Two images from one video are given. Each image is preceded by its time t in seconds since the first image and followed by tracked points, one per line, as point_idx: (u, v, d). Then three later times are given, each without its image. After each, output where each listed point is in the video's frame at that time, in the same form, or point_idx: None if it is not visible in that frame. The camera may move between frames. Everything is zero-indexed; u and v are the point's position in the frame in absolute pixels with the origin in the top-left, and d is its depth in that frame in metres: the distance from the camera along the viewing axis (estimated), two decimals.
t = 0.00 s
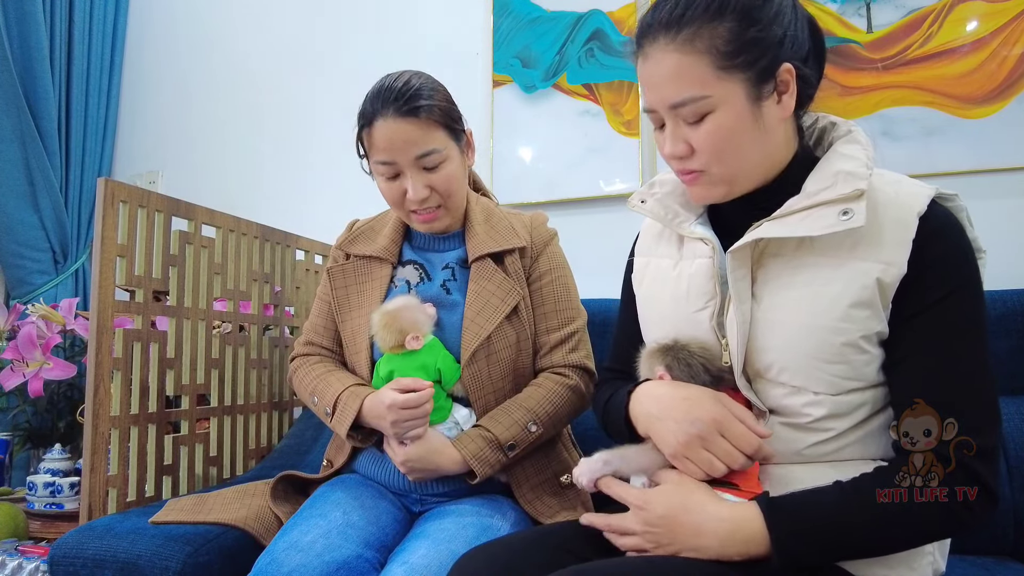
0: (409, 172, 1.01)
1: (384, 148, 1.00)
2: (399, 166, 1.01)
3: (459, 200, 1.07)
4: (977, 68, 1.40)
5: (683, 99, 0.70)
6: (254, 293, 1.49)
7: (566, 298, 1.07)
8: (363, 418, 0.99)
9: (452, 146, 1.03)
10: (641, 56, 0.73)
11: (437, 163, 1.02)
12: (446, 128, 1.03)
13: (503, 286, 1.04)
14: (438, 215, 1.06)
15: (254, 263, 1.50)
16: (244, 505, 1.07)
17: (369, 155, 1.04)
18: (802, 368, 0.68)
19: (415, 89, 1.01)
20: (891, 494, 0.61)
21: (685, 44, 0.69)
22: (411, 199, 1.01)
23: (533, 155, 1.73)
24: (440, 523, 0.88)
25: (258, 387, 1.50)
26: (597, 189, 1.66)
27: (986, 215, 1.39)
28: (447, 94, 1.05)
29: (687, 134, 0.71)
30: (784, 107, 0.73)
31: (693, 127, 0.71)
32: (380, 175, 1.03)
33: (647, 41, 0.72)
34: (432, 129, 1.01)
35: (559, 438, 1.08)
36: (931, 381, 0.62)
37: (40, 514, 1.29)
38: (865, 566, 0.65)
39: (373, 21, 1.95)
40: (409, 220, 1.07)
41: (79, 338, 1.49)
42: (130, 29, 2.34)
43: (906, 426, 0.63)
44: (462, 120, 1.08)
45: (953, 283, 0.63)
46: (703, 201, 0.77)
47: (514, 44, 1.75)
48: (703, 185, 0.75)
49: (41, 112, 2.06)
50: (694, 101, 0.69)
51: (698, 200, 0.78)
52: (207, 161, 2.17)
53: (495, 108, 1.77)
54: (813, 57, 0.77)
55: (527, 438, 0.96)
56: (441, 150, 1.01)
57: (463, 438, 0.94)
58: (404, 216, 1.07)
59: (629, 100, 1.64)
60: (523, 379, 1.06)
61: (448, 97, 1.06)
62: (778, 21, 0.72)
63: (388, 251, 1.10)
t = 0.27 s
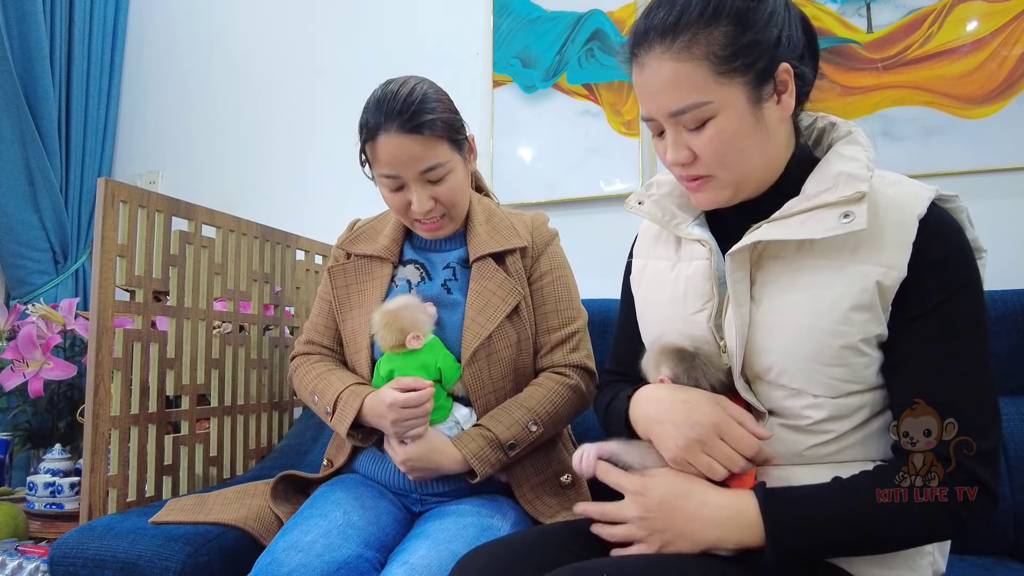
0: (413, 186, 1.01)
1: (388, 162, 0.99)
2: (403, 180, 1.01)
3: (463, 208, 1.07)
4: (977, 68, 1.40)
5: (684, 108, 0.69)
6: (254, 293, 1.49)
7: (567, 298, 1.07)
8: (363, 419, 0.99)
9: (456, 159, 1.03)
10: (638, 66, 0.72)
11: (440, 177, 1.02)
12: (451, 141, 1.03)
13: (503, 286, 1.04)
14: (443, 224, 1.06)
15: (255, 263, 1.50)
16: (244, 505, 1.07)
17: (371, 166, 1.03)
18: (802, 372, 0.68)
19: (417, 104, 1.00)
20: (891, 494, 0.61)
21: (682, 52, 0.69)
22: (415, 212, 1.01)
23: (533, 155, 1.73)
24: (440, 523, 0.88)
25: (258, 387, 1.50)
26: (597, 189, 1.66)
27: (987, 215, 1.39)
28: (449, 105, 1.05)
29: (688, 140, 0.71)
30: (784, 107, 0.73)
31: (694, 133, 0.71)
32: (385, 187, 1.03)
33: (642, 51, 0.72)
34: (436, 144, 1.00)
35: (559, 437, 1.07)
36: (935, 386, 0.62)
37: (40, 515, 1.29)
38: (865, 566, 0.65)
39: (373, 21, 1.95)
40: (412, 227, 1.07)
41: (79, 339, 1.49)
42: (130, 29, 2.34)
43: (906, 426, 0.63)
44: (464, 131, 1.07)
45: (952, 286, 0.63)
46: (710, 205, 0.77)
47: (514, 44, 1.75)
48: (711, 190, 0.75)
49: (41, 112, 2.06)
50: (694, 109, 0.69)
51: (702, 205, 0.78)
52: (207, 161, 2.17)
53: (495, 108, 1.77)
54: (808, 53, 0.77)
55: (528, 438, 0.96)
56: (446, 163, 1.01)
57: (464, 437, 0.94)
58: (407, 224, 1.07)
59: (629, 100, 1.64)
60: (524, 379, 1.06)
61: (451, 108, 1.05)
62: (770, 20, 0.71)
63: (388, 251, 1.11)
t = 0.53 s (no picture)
0: (415, 182, 1.01)
1: (390, 158, 1.00)
2: (405, 176, 1.01)
3: (464, 206, 1.07)
4: (977, 68, 1.40)
5: (687, 117, 0.69)
6: (254, 293, 1.49)
7: (568, 298, 1.06)
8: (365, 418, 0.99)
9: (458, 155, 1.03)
10: (634, 78, 0.72)
11: (443, 173, 1.02)
12: (453, 137, 1.03)
13: (504, 286, 1.04)
14: (443, 222, 1.06)
15: (255, 263, 1.50)
16: (244, 505, 1.07)
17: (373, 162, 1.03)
18: (801, 370, 0.68)
19: (420, 98, 1.00)
20: (891, 494, 0.60)
21: (678, 63, 0.69)
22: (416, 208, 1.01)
23: (533, 155, 1.73)
24: (440, 523, 0.88)
25: (258, 387, 1.50)
26: (597, 189, 1.66)
27: (986, 215, 1.39)
28: (452, 100, 1.04)
29: (691, 149, 0.71)
30: (782, 106, 0.73)
31: (696, 142, 0.71)
32: (385, 183, 1.03)
33: (637, 62, 0.72)
34: (438, 139, 1.00)
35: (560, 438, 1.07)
36: (932, 381, 0.62)
37: (40, 515, 1.29)
38: (866, 566, 0.65)
39: (373, 21, 1.95)
40: (413, 225, 1.07)
41: (79, 338, 1.49)
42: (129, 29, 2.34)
43: (907, 425, 0.63)
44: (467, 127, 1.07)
45: (949, 283, 0.63)
46: (716, 211, 0.76)
47: (514, 44, 1.75)
48: (719, 195, 0.74)
49: (41, 112, 2.06)
50: (696, 119, 0.69)
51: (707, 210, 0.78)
52: (207, 161, 2.17)
53: (495, 108, 1.77)
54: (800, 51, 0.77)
55: (528, 438, 0.96)
56: (447, 159, 1.01)
57: (465, 438, 0.94)
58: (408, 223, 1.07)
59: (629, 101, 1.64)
60: (524, 379, 1.05)
61: (453, 103, 1.05)
62: (763, 25, 0.71)
63: (388, 250, 1.11)
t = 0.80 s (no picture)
0: (424, 152, 1.02)
1: (399, 128, 1.01)
2: (413, 145, 1.01)
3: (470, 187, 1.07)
4: (977, 68, 1.40)
5: (693, 117, 0.69)
6: (254, 293, 1.49)
7: (567, 298, 1.07)
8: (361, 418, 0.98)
9: (465, 129, 1.05)
10: (635, 81, 0.72)
11: (451, 143, 1.03)
12: (458, 112, 1.05)
13: (503, 286, 1.03)
14: (448, 202, 1.05)
15: (254, 263, 1.50)
16: (244, 505, 1.07)
17: (378, 139, 1.04)
18: (798, 366, 0.67)
19: (428, 73, 1.03)
20: (891, 494, 0.61)
21: (680, 64, 0.69)
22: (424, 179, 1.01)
23: (533, 155, 1.73)
24: (441, 523, 0.88)
25: (258, 387, 1.50)
26: (597, 189, 1.66)
27: (987, 215, 1.39)
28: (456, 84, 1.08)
29: (695, 150, 0.71)
30: (783, 106, 0.73)
31: (700, 142, 0.71)
32: (392, 158, 1.03)
33: (639, 66, 0.72)
34: (446, 108, 1.02)
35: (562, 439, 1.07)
36: (925, 375, 0.62)
37: (41, 515, 1.29)
38: (868, 566, 0.64)
39: (373, 21, 1.95)
40: (417, 210, 1.06)
41: (79, 338, 1.49)
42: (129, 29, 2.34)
43: (906, 426, 0.62)
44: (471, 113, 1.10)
45: (940, 277, 0.63)
46: (719, 212, 0.76)
47: (514, 44, 1.75)
48: (723, 195, 0.74)
49: (41, 112, 2.06)
50: (700, 118, 0.69)
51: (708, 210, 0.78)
52: (208, 161, 2.17)
53: (495, 108, 1.77)
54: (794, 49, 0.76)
55: (530, 441, 0.96)
56: (455, 127, 1.03)
57: (466, 442, 0.94)
58: (413, 206, 1.06)
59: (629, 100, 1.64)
60: (524, 380, 1.06)
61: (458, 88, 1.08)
62: (761, 25, 0.71)
63: (384, 251, 1.10)
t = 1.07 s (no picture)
0: (436, 136, 1.03)
1: (410, 111, 1.03)
2: (425, 129, 1.03)
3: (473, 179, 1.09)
4: (977, 68, 1.40)
5: (687, 105, 0.69)
6: (254, 293, 1.49)
7: (564, 297, 1.07)
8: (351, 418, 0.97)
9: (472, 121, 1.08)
10: (631, 70, 0.72)
11: (460, 132, 1.06)
12: (465, 104, 1.08)
13: (499, 287, 1.03)
14: (454, 189, 1.05)
15: (254, 263, 1.50)
16: (244, 505, 1.07)
17: (387, 125, 1.05)
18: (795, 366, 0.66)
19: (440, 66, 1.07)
20: (891, 494, 0.61)
21: (677, 54, 0.68)
22: (433, 162, 1.02)
23: (533, 155, 1.73)
24: (441, 523, 0.88)
25: (258, 387, 1.50)
26: (597, 189, 1.66)
27: (987, 215, 1.39)
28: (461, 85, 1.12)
29: (684, 142, 0.71)
30: (773, 108, 0.74)
31: (690, 134, 0.70)
32: (402, 141, 1.04)
33: (635, 55, 0.71)
34: (457, 99, 1.06)
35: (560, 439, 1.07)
36: (920, 375, 0.62)
37: (41, 515, 1.29)
38: (864, 564, 0.64)
39: (373, 22, 1.95)
40: (421, 196, 1.06)
41: (79, 339, 1.49)
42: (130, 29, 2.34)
43: (906, 426, 0.62)
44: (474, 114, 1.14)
45: (930, 275, 0.64)
46: (705, 209, 0.76)
47: (514, 44, 1.75)
48: (711, 189, 0.74)
49: (41, 112, 2.06)
50: (693, 108, 0.69)
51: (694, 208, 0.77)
52: (208, 161, 2.17)
53: (495, 108, 1.77)
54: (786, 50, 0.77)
55: (529, 442, 0.96)
56: (465, 115, 1.06)
57: (464, 445, 0.94)
58: (416, 193, 1.05)
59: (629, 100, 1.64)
60: (522, 381, 1.06)
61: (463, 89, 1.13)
62: (758, 23, 0.72)
63: (379, 252, 1.10)
